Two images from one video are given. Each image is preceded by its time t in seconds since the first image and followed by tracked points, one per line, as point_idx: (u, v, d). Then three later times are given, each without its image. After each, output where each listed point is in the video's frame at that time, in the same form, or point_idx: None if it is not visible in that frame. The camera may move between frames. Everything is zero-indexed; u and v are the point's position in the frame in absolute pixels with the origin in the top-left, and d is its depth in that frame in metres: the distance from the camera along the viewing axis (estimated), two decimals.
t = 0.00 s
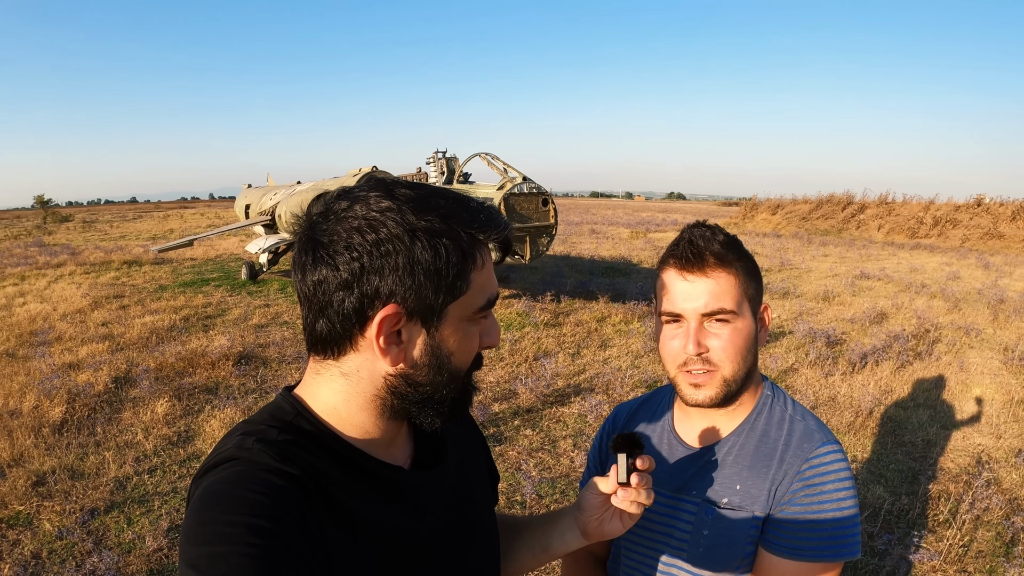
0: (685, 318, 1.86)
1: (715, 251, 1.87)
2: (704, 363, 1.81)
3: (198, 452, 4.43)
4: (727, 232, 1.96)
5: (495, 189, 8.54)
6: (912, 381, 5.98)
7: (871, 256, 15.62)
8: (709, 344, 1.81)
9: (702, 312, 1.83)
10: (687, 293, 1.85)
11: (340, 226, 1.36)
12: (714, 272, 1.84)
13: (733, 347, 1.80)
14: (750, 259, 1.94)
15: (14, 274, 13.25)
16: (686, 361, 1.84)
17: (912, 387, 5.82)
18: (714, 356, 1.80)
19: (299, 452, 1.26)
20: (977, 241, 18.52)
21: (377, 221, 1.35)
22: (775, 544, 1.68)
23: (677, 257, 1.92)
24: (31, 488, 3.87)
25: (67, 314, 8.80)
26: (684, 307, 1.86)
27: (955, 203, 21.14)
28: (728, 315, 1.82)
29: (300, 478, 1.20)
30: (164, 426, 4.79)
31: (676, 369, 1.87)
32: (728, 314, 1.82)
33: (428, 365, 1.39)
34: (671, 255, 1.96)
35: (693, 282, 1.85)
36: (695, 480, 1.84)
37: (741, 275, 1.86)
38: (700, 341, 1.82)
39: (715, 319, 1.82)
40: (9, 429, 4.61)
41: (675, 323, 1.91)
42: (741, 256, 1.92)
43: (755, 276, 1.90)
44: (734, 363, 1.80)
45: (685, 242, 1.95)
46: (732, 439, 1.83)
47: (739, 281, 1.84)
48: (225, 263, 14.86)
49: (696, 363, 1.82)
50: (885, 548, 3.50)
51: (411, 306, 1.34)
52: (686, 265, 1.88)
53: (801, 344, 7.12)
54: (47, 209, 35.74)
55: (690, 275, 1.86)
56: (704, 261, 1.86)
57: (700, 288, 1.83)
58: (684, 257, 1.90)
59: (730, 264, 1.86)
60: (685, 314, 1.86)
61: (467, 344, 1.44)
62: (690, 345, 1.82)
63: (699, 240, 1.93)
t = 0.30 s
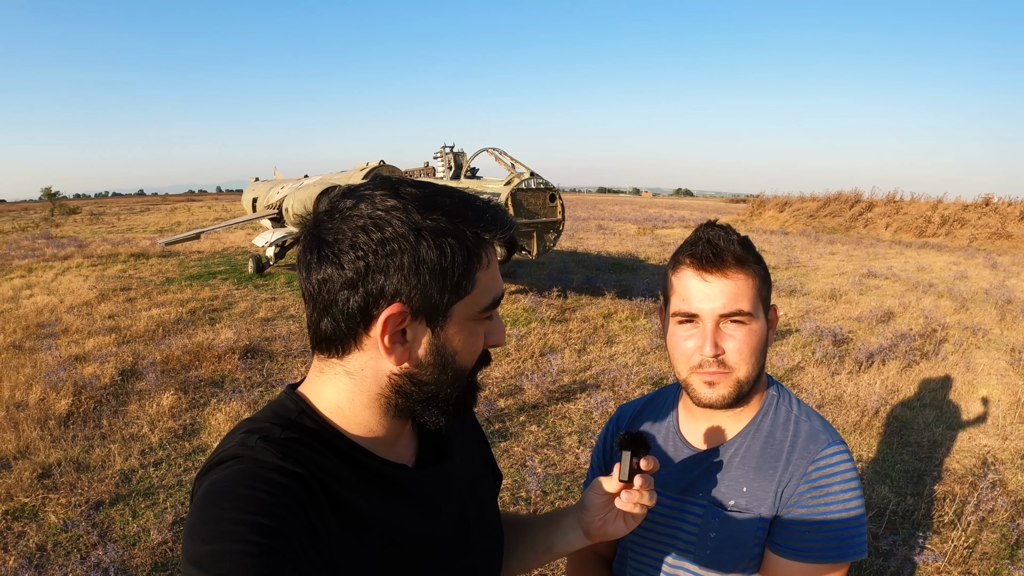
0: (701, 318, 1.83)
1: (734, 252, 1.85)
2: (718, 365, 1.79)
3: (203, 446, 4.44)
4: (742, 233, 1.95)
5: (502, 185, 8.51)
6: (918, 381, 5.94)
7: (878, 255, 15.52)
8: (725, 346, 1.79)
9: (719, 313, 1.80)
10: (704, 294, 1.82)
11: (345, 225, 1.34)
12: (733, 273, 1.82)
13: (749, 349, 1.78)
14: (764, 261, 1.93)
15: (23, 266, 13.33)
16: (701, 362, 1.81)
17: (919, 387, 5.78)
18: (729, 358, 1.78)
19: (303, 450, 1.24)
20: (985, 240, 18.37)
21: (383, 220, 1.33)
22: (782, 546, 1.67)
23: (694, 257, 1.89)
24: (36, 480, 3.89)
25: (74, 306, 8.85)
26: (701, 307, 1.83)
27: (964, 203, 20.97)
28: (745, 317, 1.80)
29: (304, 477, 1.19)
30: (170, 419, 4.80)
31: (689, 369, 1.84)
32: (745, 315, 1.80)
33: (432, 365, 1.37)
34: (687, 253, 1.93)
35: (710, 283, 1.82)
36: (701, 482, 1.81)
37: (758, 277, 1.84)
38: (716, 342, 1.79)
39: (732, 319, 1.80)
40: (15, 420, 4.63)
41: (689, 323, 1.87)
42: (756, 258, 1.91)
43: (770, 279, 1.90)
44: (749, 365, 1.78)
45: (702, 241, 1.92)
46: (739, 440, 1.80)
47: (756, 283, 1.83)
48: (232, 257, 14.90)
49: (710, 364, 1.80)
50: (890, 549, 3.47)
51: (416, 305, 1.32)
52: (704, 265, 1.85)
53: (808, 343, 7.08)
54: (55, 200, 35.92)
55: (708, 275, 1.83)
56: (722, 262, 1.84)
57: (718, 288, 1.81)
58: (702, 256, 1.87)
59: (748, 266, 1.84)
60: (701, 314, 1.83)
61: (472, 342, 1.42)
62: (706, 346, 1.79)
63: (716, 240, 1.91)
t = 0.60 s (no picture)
0: (704, 315, 1.84)
1: (736, 249, 1.86)
2: (721, 362, 1.80)
3: (202, 448, 4.44)
4: (743, 232, 1.96)
5: (501, 186, 8.51)
6: (916, 379, 5.95)
7: (875, 254, 15.55)
8: (728, 343, 1.79)
9: (722, 309, 1.81)
10: (707, 290, 1.83)
11: (348, 224, 1.34)
12: (735, 271, 1.82)
13: (752, 346, 1.79)
14: (764, 259, 1.94)
15: (19, 270, 13.30)
16: (704, 359, 1.81)
17: (917, 386, 5.79)
18: (732, 355, 1.79)
19: (303, 449, 1.24)
20: (982, 239, 18.41)
21: (385, 220, 1.33)
22: (781, 542, 1.67)
23: (695, 255, 1.89)
24: (35, 483, 3.88)
25: (72, 309, 8.83)
26: (703, 304, 1.83)
27: (961, 202, 21.02)
28: (747, 314, 1.81)
29: (304, 476, 1.19)
30: (169, 422, 4.80)
31: (692, 366, 1.84)
32: (747, 312, 1.80)
33: (435, 365, 1.38)
34: (688, 251, 1.93)
35: (713, 280, 1.83)
36: (701, 480, 1.82)
37: (759, 274, 1.85)
38: (719, 339, 1.80)
39: (734, 316, 1.81)
40: (13, 423, 4.63)
41: (691, 320, 1.88)
42: (757, 256, 1.92)
43: (770, 277, 1.90)
44: (752, 363, 1.79)
45: (704, 238, 1.92)
46: (739, 437, 1.81)
47: (757, 280, 1.84)
48: (230, 259, 14.88)
49: (712, 361, 1.80)
50: (890, 547, 3.48)
51: (418, 305, 1.33)
52: (706, 262, 1.86)
53: (806, 342, 7.09)
54: (51, 204, 35.80)
55: (710, 273, 1.84)
56: (725, 259, 1.84)
57: (720, 285, 1.81)
58: (703, 254, 1.87)
59: (749, 263, 1.85)
60: (703, 311, 1.84)
61: (473, 343, 1.43)
62: (710, 343, 1.80)
63: (717, 238, 1.91)
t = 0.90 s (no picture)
0: (702, 315, 1.84)
1: (734, 249, 1.87)
2: (719, 362, 1.80)
3: (203, 450, 4.44)
4: (741, 232, 1.97)
5: (502, 189, 8.53)
6: (917, 383, 5.94)
7: (876, 258, 15.54)
8: (726, 343, 1.80)
9: (720, 309, 1.81)
10: (704, 291, 1.84)
11: (348, 225, 1.35)
12: (733, 270, 1.83)
13: (750, 346, 1.79)
14: (763, 260, 1.95)
15: (21, 272, 13.32)
16: (702, 359, 1.82)
17: (918, 390, 5.78)
18: (730, 355, 1.79)
19: (306, 449, 1.25)
20: (983, 243, 18.41)
21: (385, 220, 1.34)
22: (779, 546, 1.67)
23: (693, 255, 1.90)
24: (35, 484, 3.89)
25: (73, 311, 8.84)
26: (701, 304, 1.84)
27: (962, 206, 21.02)
28: (745, 314, 1.81)
29: (307, 476, 1.20)
30: (169, 424, 4.80)
31: (690, 368, 1.85)
32: (745, 312, 1.81)
33: (437, 365, 1.38)
34: (686, 252, 1.94)
35: (710, 280, 1.84)
36: (700, 482, 1.82)
37: (758, 274, 1.85)
38: (717, 339, 1.80)
39: (732, 316, 1.81)
40: (14, 425, 4.63)
41: (689, 321, 1.88)
42: (756, 256, 1.93)
43: (769, 277, 1.91)
44: (751, 363, 1.79)
45: (703, 239, 1.93)
46: (738, 440, 1.81)
47: (756, 280, 1.84)
48: (231, 262, 14.89)
49: (710, 362, 1.81)
50: (890, 551, 3.48)
51: (420, 304, 1.33)
52: (704, 262, 1.87)
53: (807, 346, 7.09)
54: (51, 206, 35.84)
55: (708, 273, 1.85)
56: (723, 259, 1.85)
57: (718, 285, 1.82)
58: (701, 254, 1.88)
59: (747, 263, 1.86)
60: (702, 311, 1.85)
61: (476, 341, 1.43)
62: (708, 343, 1.80)
63: (715, 238, 1.92)
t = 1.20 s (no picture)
0: (700, 319, 1.85)
1: (731, 252, 1.87)
2: (718, 366, 1.80)
3: (205, 452, 4.45)
4: (738, 236, 1.98)
5: (507, 195, 8.55)
6: (921, 391, 5.92)
7: (881, 265, 15.50)
8: (724, 347, 1.80)
9: (717, 312, 1.82)
10: (701, 294, 1.84)
11: (349, 229, 1.36)
12: (730, 274, 1.84)
13: (748, 350, 1.80)
14: (760, 263, 1.96)
15: (26, 273, 13.39)
16: (700, 363, 1.82)
17: (922, 398, 5.75)
18: (728, 359, 1.79)
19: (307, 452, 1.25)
20: (988, 251, 18.33)
21: (386, 224, 1.35)
22: (780, 553, 1.66)
23: (691, 259, 1.91)
24: (38, 484, 3.90)
25: (78, 312, 8.88)
26: (698, 307, 1.85)
27: (967, 214, 20.97)
28: (743, 317, 1.82)
29: (308, 478, 1.21)
30: (173, 426, 4.82)
31: (689, 371, 1.85)
32: (743, 315, 1.81)
33: (438, 368, 1.39)
34: (684, 255, 1.94)
35: (708, 283, 1.84)
36: (700, 489, 1.82)
37: (755, 277, 1.86)
38: (715, 342, 1.81)
39: (730, 320, 1.82)
40: (18, 425, 4.65)
41: (687, 324, 1.89)
42: (752, 259, 1.93)
43: (767, 281, 1.92)
44: (749, 366, 1.79)
45: (699, 243, 1.93)
46: (738, 447, 1.81)
47: (753, 283, 1.85)
48: (235, 265, 14.95)
49: (709, 365, 1.81)
50: (892, 559, 3.46)
51: (421, 308, 1.34)
52: (701, 266, 1.87)
53: (811, 353, 7.07)
54: (58, 208, 36.04)
55: (705, 276, 1.85)
56: (719, 262, 1.86)
57: (715, 288, 1.83)
58: (698, 258, 1.89)
59: (744, 266, 1.86)
60: (699, 315, 1.85)
61: (476, 346, 1.44)
62: (705, 347, 1.81)
63: (712, 242, 1.93)
